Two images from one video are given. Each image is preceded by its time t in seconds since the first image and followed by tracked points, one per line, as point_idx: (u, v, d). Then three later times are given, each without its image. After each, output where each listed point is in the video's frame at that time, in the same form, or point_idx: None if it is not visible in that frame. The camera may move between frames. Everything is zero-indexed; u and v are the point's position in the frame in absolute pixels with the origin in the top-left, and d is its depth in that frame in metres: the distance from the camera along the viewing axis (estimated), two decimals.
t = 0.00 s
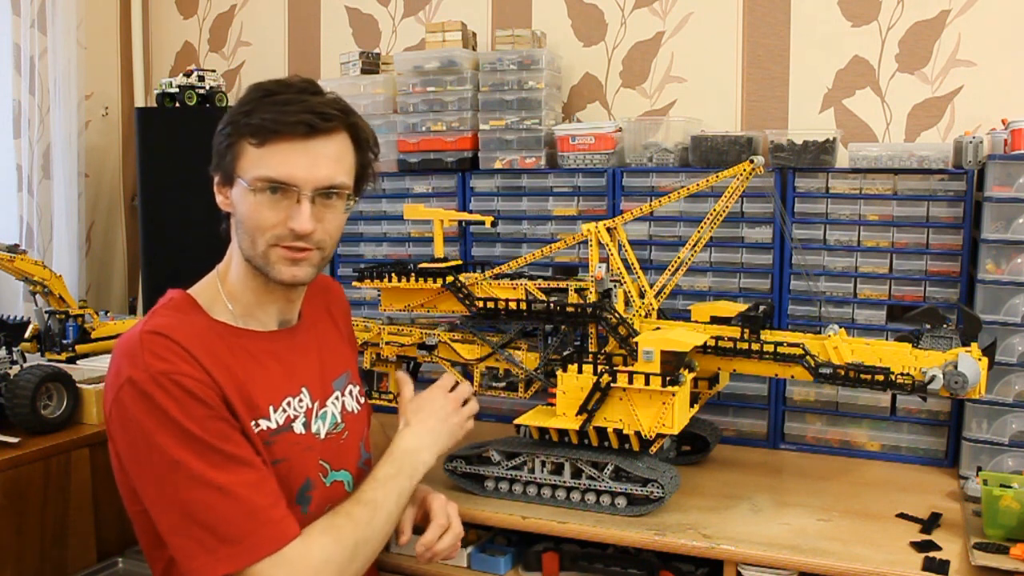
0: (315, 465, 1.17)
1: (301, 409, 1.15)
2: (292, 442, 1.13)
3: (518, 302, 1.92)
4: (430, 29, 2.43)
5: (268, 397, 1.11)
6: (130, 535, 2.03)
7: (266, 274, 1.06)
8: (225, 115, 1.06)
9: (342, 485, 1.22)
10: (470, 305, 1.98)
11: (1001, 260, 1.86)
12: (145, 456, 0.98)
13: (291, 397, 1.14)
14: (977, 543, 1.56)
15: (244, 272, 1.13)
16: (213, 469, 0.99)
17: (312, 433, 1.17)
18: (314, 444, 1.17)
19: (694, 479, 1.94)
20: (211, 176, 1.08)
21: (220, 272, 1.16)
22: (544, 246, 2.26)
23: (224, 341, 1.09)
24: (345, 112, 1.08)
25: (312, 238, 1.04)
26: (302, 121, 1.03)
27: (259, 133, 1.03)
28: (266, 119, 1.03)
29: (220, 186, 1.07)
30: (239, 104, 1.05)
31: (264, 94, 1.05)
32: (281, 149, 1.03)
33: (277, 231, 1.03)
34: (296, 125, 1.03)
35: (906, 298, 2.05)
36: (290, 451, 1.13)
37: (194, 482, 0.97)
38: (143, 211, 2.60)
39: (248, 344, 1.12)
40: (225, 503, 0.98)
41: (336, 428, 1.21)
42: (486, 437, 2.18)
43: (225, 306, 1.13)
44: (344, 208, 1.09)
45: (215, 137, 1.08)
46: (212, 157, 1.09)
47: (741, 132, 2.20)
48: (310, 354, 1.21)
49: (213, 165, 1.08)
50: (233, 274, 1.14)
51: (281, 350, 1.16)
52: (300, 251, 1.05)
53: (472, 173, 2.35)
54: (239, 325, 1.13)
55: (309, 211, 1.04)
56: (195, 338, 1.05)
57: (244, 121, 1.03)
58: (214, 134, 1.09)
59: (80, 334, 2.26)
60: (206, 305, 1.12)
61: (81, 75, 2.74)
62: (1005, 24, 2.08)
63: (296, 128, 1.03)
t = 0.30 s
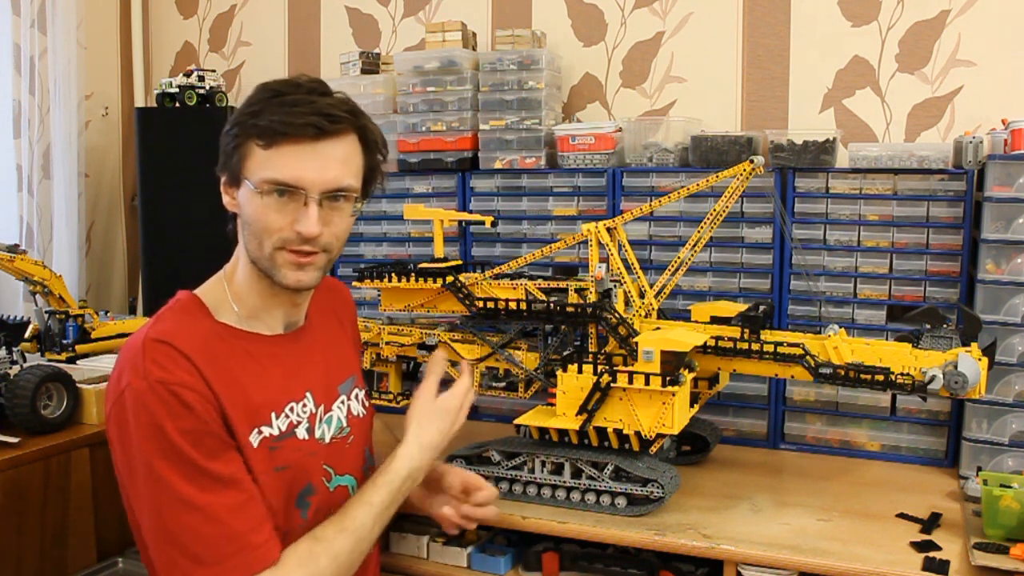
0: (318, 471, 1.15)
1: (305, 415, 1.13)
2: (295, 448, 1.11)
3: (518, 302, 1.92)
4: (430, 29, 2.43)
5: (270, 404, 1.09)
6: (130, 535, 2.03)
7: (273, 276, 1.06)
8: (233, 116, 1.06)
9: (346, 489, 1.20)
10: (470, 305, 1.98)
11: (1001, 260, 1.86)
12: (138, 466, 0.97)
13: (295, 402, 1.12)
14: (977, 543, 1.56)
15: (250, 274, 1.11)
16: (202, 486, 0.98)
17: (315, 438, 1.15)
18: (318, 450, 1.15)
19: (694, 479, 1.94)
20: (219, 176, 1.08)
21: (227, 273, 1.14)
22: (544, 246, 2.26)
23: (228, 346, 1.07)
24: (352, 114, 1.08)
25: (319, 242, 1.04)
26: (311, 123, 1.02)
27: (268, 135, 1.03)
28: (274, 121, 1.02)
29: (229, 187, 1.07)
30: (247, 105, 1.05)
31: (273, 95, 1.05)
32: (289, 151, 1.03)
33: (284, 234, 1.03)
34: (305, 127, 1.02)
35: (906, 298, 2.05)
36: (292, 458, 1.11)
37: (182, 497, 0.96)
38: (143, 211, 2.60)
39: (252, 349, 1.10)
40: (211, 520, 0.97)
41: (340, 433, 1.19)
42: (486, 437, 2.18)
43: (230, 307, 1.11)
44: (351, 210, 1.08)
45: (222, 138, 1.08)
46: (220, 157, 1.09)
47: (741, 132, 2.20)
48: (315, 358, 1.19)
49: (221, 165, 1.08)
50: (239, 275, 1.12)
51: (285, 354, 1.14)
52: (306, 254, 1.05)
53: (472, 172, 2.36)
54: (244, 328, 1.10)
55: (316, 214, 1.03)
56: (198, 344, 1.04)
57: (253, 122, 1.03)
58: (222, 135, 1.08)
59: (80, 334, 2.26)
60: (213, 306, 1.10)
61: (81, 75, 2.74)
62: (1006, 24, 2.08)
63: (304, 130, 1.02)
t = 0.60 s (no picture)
0: (315, 479, 1.01)
1: (303, 417, 1.00)
2: (294, 453, 0.98)
3: (518, 302, 1.92)
4: (430, 29, 2.43)
5: (262, 408, 0.96)
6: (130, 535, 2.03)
7: (286, 280, 0.98)
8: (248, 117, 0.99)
9: (349, 493, 1.06)
10: (470, 305, 1.98)
11: (1001, 260, 1.86)
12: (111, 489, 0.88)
13: (292, 404, 0.99)
14: (977, 543, 1.56)
15: (260, 274, 1.01)
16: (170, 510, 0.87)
17: (316, 441, 1.01)
18: (317, 453, 1.01)
19: (694, 479, 1.94)
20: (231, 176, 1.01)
21: (236, 272, 1.04)
22: (544, 246, 2.26)
23: (221, 348, 0.95)
24: (372, 118, 1.01)
25: (333, 245, 0.97)
26: (329, 126, 0.95)
27: (284, 137, 0.96)
28: (291, 122, 0.95)
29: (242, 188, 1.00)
30: (263, 106, 0.99)
31: (290, 96, 0.98)
32: (305, 154, 0.96)
33: (297, 237, 0.96)
34: (323, 131, 0.96)
35: (906, 298, 2.05)
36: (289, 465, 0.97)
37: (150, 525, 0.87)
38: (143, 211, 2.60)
39: (247, 349, 0.98)
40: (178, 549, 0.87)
41: (344, 436, 1.06)
42: (487, 437, 2.18)
43: (237, 308, 1.01)
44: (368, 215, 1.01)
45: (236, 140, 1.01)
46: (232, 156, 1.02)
47: (741, 132, 2.20)
48: (319, 358, 1.06)
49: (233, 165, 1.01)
50: (248, 274, 1.02)
51: (285, 353, 1.01)
52: (320, 257, 0.97)
53: (472, 173, 2.36)
54: (248, 329, 1.00)
55: (331, 217, 0.96)
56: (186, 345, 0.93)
57: (268, 124, 0.97)
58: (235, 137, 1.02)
59: (80, 334, 2.26)
60: (216, 311, 1.00)
61: (81, 75, 2.74)
62: (1006, 24, 2.08)
63: (322, 132, 0.95)
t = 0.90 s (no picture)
0: (314, 483, 1.01)
1: (300, 420, 1.00)
2: (293, 456, 0.98)
3: (518, 302, 1.92)
4: (430, 29, 2.43)
5: (260, 414, 0.96)
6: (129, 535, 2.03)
7: (278, 284, 0.98)
8: (237, 120, 0.99)
9: (346, 494, 1.06)
10: (470, 305, 1.98)
11: (1001, 260, 1.86)
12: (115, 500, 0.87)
13: (289, 408, 0.99)
14: (977, 543, 1.56)
15: (251, 277, 1.01)
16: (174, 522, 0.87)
17: (313, 444, 1.01)
18: (315, 455, 1.01)
19: (694, 479, 1.94)
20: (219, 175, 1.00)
21: (225, 275, 1.04)
22: (544, 246, 2.26)
23: (217, 354, 0.95)
24: (362, 121, 1.01)
25: (325, 250, 0.97)
26: (320, 131, 0.95)
27: (275, 141, 0.95)
28: (282, 127, 0.95)
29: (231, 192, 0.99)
30: (252, 110, 0.98)
31: (279, 99, 0.98)
32: (297, 159, 0.96)
33: (290, 242, 0.96)
34: (315, 135, 0.95)
35: (906, 298, 2.05)
36: (289, 469, 0.97)
37: (155, 534, 0.87)
38: (143, 211, 2.60)
39: (244, 355, 0.97)
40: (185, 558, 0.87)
41: (340, 437, 1.05)
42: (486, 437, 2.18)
43: (228, 313, 1.00)
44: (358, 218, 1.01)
45: (224, 144, 1.00)
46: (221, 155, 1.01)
47: (741, 132, 2.20)
48: (314, 361, 1.05)
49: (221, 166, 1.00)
50: (238, 278, 1.02)
51: (279, 358, 1.01)
52: (313, 261, 0.97)
53: (472, 173, 2.36)
54: (240, 333, 1.00)
55: (323, 223, 0.96)
56: (182, 353, 0.92)
57: (258, 128, 0.96)
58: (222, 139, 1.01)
59: (80, 334, 2.26)
60: (208, 316, 0.99)
61: (81, 75, 2.74)
62: (1006, 24, 2.08)
63: (314, 138, 0.95)
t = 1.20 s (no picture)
0: (311, 483, 1.01)
1: (295, 420, 0.99)
2: (291, 458, 0.97)
3: (518, 302, 1.92)
4: (430, 29, 2.43)
5: (258, 417, 0.95)
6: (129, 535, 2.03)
7: (311, 289, 0.97)
8: (279, 122, 0.92)
9: (342, 491, 1.06)
10: (470, 305, 1.98)
11: (1001, 260, 1.86)
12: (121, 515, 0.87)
13: (284, 409, 0.98)
14: (977, 543, 1.56)
15: (246, 278, 0.98)
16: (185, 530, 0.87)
17: (308, 443, 1.01)
18: (311, 454, 1.01)
19: (694, 479, 1.94)
20: (243, 171, 0.92)
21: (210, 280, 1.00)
22: (544, 246, 2.26)
23: (212, 360, 0.93)
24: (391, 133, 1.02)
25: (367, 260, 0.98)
26: (383, 150, 0.96)
27: (342, 155, 0.93)
28: (349, 142, 0.93)
29: (264, 195, 0.93)
30: (301, 114, 0.93)
31: (329, 107, 0.95)
32: (357, 172, 0.95)
33: (337, 251, 0.94)
34: (375, 154, 0.96)
35: (906, 298, 2.05)
36: (289, 471, 0.97)
37: (166, 544, 0.86)
38: (143, 211, 2.60)
39: (239, 359, 0.96)
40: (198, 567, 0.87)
41: (333, 434, 1.06)
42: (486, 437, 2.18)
43: (215, 320, 0.97)
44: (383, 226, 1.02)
45: (253, 141, 0.92)
46: (240, 148, 0.93)
47: (741, 132, 2.20)
48: (304, 359, 1.05)
49: (244, 161, 0.92)
50: (226, 279, 0.99)
51: (272, 359, 1.00)
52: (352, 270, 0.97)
53: (472, 173, 2.36)
54: (229, 338, 0.97)
55: (369, 234, 0.97)
56: (178, 361, 0.91)
57: (320, 138, 0.92)
58: (244, 135, 0.93)
59: (80, 334, 2.26)
60: (196, 324, 0.96)
61: (81, 75, 2.74)
62: (1006, 24, 2.08)
63: (376, 154, 0.96)
